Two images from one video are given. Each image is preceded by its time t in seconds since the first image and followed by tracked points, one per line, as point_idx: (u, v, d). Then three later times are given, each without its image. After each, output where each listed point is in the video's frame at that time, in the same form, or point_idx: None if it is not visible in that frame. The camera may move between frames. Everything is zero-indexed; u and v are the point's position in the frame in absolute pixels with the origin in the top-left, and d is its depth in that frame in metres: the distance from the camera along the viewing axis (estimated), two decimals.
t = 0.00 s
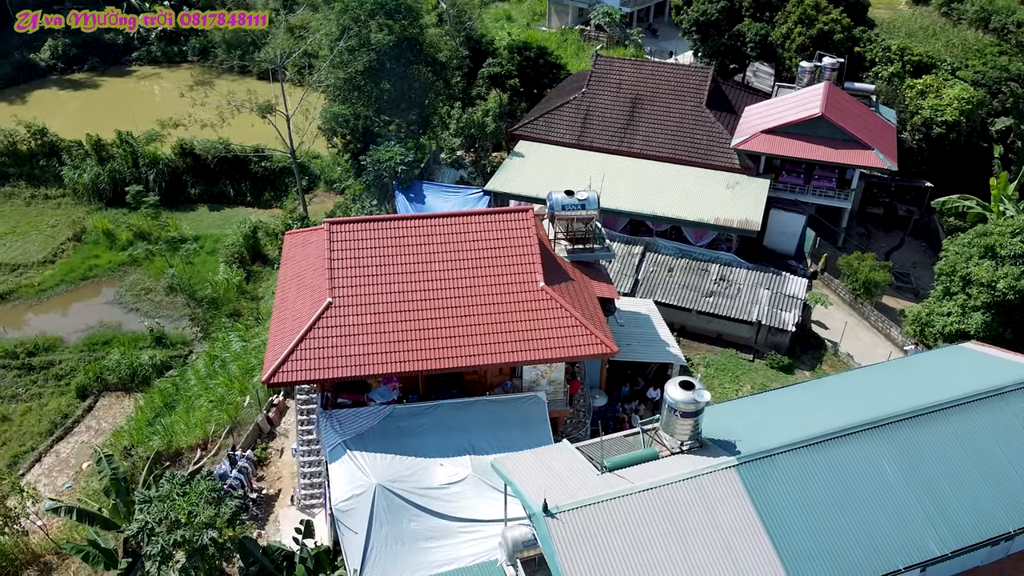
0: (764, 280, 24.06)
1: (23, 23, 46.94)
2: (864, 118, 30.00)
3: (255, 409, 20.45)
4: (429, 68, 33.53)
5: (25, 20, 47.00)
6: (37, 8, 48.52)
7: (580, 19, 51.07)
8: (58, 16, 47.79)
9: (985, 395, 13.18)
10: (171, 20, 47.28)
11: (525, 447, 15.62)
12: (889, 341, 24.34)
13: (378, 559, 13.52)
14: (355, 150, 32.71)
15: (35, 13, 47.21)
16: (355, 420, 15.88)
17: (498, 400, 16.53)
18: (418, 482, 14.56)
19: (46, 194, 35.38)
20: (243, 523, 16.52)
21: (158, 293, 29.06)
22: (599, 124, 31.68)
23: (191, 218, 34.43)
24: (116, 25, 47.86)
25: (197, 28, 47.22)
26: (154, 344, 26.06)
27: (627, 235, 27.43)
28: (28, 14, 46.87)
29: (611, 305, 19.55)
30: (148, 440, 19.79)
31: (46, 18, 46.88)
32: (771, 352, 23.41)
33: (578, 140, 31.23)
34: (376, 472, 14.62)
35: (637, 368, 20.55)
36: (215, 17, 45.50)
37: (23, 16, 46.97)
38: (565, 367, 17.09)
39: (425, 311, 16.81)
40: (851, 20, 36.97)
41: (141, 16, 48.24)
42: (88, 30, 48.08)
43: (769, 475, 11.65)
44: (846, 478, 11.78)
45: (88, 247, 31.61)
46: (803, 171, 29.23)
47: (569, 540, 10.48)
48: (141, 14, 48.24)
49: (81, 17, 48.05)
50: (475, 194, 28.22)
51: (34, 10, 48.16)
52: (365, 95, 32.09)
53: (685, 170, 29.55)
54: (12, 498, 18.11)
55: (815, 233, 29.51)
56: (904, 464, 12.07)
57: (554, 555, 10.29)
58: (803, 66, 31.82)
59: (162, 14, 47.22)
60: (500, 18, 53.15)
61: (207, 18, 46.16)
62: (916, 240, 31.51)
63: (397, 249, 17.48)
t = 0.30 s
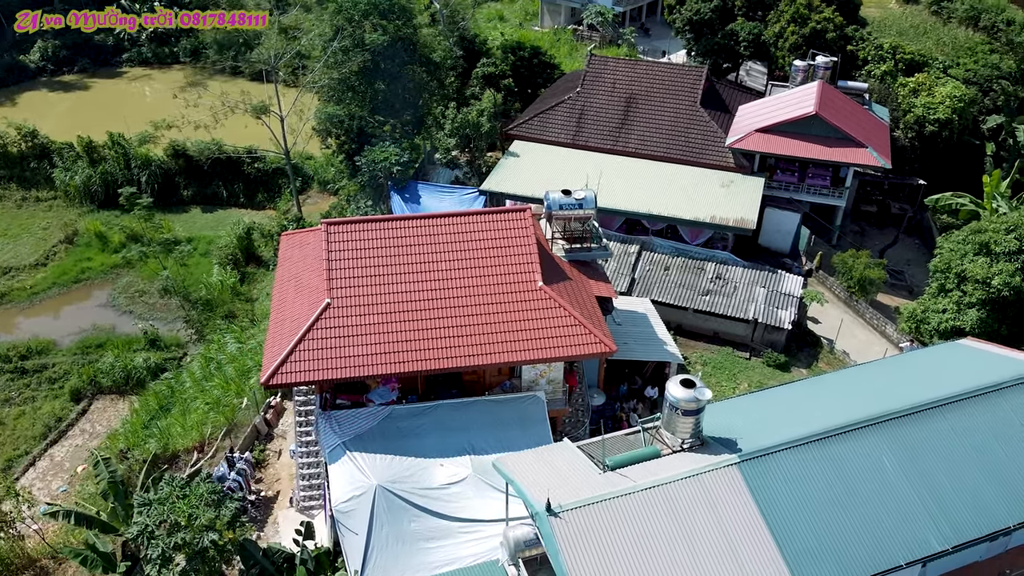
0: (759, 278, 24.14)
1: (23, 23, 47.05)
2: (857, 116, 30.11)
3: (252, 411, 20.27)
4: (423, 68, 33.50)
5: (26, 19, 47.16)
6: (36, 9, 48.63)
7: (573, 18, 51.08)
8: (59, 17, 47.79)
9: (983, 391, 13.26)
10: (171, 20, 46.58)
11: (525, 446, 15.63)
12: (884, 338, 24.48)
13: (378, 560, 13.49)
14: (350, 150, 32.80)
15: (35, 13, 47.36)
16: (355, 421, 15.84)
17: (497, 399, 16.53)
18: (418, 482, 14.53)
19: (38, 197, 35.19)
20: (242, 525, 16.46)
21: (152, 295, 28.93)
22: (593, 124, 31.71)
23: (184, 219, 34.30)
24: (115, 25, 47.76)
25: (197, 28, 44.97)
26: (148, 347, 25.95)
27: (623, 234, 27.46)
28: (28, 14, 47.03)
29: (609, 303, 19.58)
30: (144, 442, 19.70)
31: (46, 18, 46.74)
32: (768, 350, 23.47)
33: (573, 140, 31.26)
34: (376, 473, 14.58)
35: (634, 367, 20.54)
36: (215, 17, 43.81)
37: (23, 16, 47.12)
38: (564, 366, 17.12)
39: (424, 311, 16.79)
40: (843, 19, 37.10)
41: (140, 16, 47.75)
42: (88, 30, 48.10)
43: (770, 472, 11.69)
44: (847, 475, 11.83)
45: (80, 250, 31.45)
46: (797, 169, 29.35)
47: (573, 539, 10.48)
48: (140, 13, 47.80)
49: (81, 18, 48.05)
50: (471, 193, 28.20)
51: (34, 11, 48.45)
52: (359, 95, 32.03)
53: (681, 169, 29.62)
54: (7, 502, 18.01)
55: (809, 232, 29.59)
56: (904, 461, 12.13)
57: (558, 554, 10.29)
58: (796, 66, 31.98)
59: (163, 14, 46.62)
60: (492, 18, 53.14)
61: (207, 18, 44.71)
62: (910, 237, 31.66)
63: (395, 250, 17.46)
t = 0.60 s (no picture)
0: (755, 276, 24.20)
1: (23, 23, 46.53)
2: (851, 114, 30.25)
3: (249, 412, 20.21)
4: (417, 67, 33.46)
5: (26, 19, 46.61)
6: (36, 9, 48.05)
7: (566, 17, 51.07)
8: (58, 16, 47.39)
9: (981, 386, 13.33)
10: (171, 20, 46.13)
11: (525, 445, 15.63)
12: (880, 335, 24.59)
13: (379, 560, 13.48)
14: (344, 151, 32.61)
15: (34, 13, 46.86)
16: (354, 421, 15.82)
17: (496, 398, 16.52)
18: (419, 482, 14.52)
19: (29, 199, 34.96)
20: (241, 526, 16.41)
21: (146, 297, 28.79)
22: (588, 123, 31.72)
23: (177, 221, 34.15)
24: (116, 25, 47.03)
25: (196, 27, 44.01)
26: (142, 349, 25.84)
27: (619, 233, 27.49)
28: (27, 14, 46.49)
29: (607, 302, 19.60)
30: (140, 445, 19.60)
31: (46, 18, 46.44)
32: (764, 347, 23.53)
33: (568, 138, 31.28)
34: (376, 473, 14.56)
35: (632, 365, 20.49)
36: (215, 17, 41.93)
37: (22, 16, 46.60)
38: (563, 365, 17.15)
39: (423, 310, 16.77)
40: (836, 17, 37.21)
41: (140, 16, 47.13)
42: (89, 29, 47.61)
43: (772, 468, 11.73)
44: (848, 470, 11.87)
45: (73, 252, 31.26)
46: (792, 167, 29.44)
47: (576, 537, 10.49)
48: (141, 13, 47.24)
49: (81, 18, 47.55)
50: (466, 192, 28.13)
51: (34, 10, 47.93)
52: (353, 95, 31.97)
53: (676, 167, 29.69)
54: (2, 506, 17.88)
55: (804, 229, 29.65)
56: (904, 456, 12.18)
57: (561, 553, 10.29)
58: (790, 63, 32.10)
59: (163, 14, 46.09)
60: (485, 17, 53.10)
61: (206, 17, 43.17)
62: (903, 234, 31.83)
63: (393, 249, 17.44)
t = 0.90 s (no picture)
0: (752, 273, 24.23)
1: (23, 23, 47.14)
2: (845, 111, 30.35)
3: (246, 413, 20.12)
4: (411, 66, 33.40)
5: (26, 20, 47.28)
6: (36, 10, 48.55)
7: (558, 16, 51.07)
8: (60, 17, 48.15)
9: (979, 380, 13.40)
10: (171, 20, 45.48)
11: (525, 443, 15.63)
12: (876, 331, 24.67)
13: (381, 559, 13.44)
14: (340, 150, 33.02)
15: (34, 13, 47.48)
16: (353, 421, 15.78)
17: (495, 397, 16.51)
18: (419, 481, 14.48)
19: (20, 200, 34.75)
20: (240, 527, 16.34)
21: (140, 298, 28.66)
22: (583, 121, 31.72)
23: (170, 222, 33.99)
24: (115, 25, 47.14)
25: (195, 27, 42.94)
26: (136, 351, 25.70)
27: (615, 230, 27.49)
28: (28, 14, 47.12)
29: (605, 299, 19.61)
30: (136, 446, 19.51)
31: (46, 18, 47.29)
32: (761, 344, 23.58)
33: (563, 137, 31.27)
34: (376, 472, 14.52)
35: (629, 363, 20.51)
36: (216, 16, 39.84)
37: (23, 16, 47.23)
38: (562, 363, 17.19)
39: (421, 308, 16.75)
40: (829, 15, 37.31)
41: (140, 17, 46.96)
42: (88, 29, 47.96)
43: (774, 463, 11.75)
44: (849, 465, 11.91)
45: (65, 253, 31.09)
46: (786, 164, 29.52)
47: (580, 534, 10.47)
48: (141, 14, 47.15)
49: (82, 18, 47.99)
50: (463, 191, 28.08)
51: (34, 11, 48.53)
52: (347, 95, 31.91)
53: (672, 165, 29.73)
54: None
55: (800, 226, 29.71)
56: (904, 451, 12.23)
57: (565, 550, 10.27)
58: (784, 61, 32.17)
59: (163, 14, 45.52)
60: (478, 17, 53.08)
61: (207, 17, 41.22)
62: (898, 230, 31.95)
63: (390, 248, 17.41)
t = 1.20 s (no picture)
0: (748, 270, 24.27)
1: (23, 23, 46.47)
2: (838, 108, 30.42)
3: (243, 414, 20.06)
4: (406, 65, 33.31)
5: (25, 19, 46.51)
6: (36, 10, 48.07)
7: (551, 15, 50.95)
8: (59, 17, 46.77)
9: (978, 374, 13.46)
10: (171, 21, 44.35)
11: (524, 441, 15.63)
12: (871, 327, 24.78)
13: (382, 558, 13.39)
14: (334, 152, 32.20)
15: (34, 13, 46.73)
16: (352, 420, 15.74)
17: (495, 395, 16.51)
18: (420, 480, 14.46)
19: (11, 202, 34.54)
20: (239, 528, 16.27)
21: (134, 300, 28.51)
22: (578, 119, 31.74)
23: (163, 223, 33.82)
24: (116, 25, 45.79)
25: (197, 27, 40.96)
26: (130, 353, 25.56)
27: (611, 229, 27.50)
28: (28, 14, 46.36)
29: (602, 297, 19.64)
30: (132, 448, 19.40)
31: (45, 18, 46.00)
32: (757, 340, 23.65)
33: (559, 135, 31.28)
34: (377, 472, 14.49)
35: (627, 361, 20.55)
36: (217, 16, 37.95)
37: (22, 15, 46.41)
38: (561, 361, 17.20)
39: (419, 307, 16.71)
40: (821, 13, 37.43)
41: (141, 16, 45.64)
42: (88, 30, 46.52)
43: (776, 459, 11.78)
44: (850, 460, 11.94)
45: (57, 255, 30.91)
46: (780, 162, 29.48)
47: (584, 531, 10.47)
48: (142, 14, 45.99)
49: (81, 18, 46.45)
50: (458, 189, 28.41)
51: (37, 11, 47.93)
52: (341, 94, 31.83)
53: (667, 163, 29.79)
54: None
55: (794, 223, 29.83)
56: (905, 445, 12.27)
57: (569, 547, 10.27)
58: (777, 59, 32.15)
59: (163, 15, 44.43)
60: (470, 16, 52.97)
61: (208, 17, 39.32)
62: (891, 227, 32.08)
63: (388, 247, 17.36)
